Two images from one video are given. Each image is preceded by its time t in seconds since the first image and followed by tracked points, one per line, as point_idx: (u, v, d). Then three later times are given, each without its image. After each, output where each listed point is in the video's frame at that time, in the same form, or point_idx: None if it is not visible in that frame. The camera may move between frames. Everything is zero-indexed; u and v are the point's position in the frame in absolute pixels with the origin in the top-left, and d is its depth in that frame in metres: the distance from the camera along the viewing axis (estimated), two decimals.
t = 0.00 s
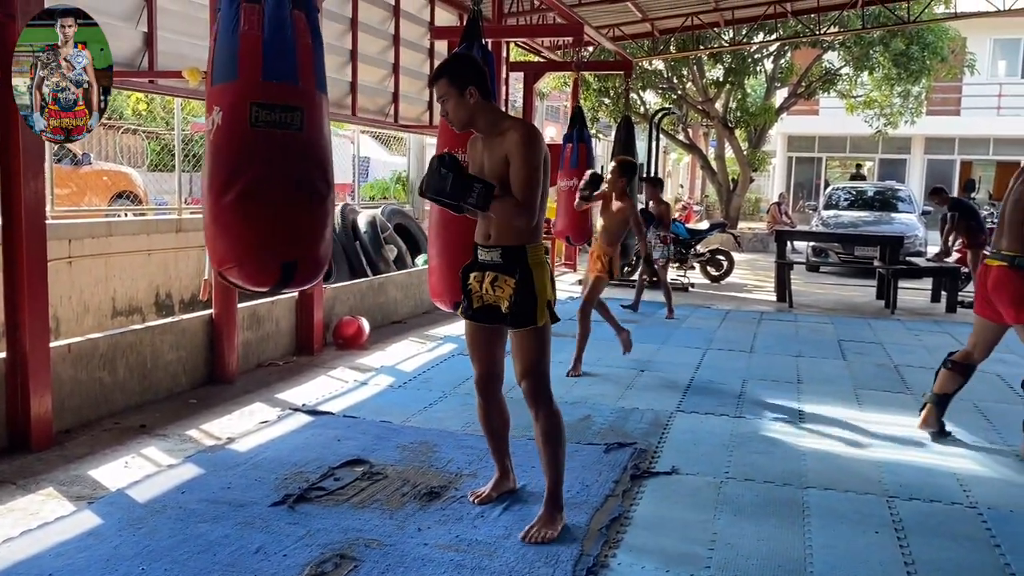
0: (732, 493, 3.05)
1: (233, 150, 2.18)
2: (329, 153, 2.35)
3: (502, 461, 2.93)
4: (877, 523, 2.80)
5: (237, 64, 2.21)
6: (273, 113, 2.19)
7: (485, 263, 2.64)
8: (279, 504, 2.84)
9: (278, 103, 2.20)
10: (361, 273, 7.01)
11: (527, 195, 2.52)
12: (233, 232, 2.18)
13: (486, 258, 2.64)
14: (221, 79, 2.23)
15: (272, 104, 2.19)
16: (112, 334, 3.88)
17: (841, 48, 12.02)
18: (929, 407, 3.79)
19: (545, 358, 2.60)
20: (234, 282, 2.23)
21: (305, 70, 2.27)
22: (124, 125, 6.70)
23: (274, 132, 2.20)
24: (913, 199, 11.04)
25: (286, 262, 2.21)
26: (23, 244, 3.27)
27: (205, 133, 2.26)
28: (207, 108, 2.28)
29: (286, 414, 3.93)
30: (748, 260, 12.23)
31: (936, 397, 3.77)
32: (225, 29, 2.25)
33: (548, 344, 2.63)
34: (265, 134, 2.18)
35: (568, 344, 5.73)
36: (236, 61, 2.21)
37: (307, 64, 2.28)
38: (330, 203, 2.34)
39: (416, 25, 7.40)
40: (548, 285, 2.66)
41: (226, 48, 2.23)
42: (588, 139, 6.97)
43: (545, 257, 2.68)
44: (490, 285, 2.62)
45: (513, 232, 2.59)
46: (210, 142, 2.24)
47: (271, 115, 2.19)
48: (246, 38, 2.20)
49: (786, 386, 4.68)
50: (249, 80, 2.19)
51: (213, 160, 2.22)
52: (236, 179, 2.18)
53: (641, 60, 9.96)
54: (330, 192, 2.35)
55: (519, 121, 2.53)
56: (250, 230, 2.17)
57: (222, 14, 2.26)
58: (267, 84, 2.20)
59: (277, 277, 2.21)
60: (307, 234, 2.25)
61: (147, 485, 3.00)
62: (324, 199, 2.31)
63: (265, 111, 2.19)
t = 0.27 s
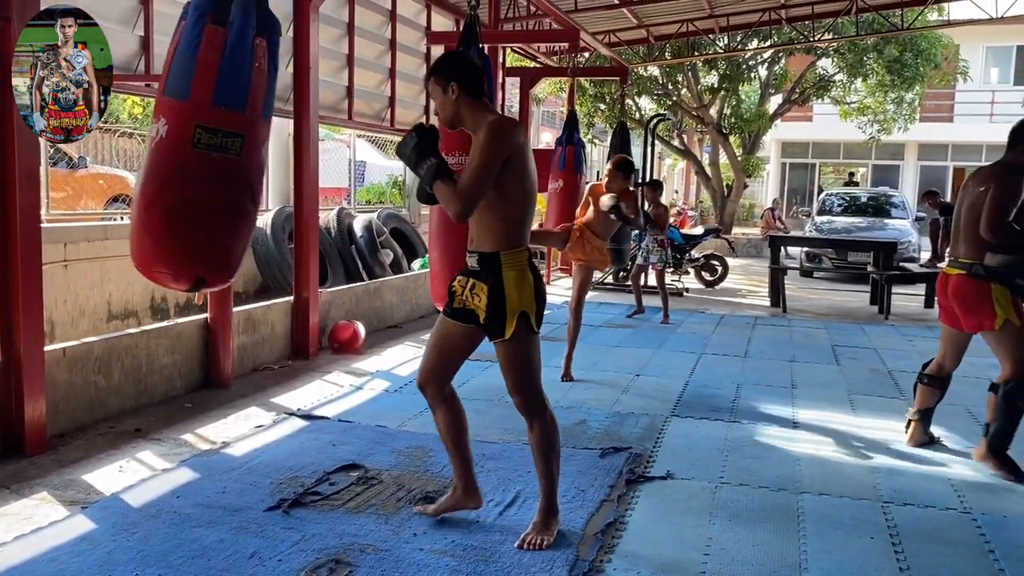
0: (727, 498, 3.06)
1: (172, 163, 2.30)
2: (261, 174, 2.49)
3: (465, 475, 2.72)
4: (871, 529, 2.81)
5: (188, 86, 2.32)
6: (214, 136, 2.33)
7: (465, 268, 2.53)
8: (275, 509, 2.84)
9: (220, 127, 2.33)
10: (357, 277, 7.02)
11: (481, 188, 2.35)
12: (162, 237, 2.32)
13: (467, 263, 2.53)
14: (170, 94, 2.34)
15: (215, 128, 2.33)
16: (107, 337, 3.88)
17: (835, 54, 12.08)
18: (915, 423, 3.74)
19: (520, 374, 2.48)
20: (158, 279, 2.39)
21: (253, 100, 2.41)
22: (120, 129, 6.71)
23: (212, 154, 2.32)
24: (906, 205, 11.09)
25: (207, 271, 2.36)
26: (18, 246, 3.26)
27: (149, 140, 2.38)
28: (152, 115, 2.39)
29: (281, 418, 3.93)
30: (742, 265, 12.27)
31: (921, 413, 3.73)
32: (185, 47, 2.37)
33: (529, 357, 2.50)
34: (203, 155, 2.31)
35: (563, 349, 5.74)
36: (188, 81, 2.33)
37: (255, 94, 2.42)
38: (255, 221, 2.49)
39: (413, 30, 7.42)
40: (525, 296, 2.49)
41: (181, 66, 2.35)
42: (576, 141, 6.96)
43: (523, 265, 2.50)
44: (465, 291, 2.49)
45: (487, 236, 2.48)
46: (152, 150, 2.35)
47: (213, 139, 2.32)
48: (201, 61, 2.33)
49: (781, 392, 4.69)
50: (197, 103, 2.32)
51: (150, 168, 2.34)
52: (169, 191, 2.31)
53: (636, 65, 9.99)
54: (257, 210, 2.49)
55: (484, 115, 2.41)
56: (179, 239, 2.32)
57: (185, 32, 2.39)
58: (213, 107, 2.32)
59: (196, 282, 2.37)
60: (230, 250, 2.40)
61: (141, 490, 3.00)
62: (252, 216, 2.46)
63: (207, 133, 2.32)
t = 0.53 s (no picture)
0: (725, 499, 3.05)
1: (147, 155, 2.30)
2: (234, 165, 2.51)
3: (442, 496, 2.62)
4: (869, 530, 2.80)
5: (169, 85, 2.29)
6: (190, 134, 2.32)
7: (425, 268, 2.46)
8: (269, 510, 2.82)
9: (196, 126, 2.33)
10: (352, 277, 7.00)
11: (438, 186, 2.28)
12: (139, 227, 2.34)
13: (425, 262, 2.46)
14: (149, 88, 2.31)
15: (191, 126, 2.32)
16: (100, 337, 3.85)
17: (832, 54, 12.08)
18: (911, 425, 3.74)
19: (461, 382, 2.37)
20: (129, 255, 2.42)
21: (230, 100, 2.40)
22: (116, 128, 6.70)
23: (188, 151, 2.33)
24: (903, 206, 11.09)
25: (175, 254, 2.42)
26: (12, 244, 3.24)
27: (124, 128, 2.35)
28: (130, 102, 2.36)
29: (276, 419, 3.91)
30: (739, 266, 12.26)
31: (918, 416, 3.72)
32: (167, 43, 2.32)
33: (471, 363, 2.40)
34: (179, 153, 2.31)
35: (559, 349, 5.73)
36: (168, 80, 2.29)
37: (233, 92, 2.42)
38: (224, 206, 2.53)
39: (409, 29, 7.40)
40: (475, 297, 2.39)
41: (162, 61, 2.31)
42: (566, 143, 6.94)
43: (478, 264, 2.41)
44: (421, 289, 2.43)
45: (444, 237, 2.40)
46: (127, 138, 2.33)
47: (189, 137, 2.32)
48: (184, 61, 2.30)
49: (778, 392, 4.69)
50: (175, 103, 2.29)
51: (126, 157, 2.33)
52: (143, 183, 2.31)
53: (634, 65, 9.99)
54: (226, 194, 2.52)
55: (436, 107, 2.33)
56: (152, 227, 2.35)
57: (168, 29, 2.35)
58: (191, 107, 2.32)
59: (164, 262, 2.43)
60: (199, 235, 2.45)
61: (135, 491, 2.97)
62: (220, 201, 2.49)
63: (183, 132, 2.31)
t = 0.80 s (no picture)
0: (725, 498, 3.05)
1: (166, 157, 2.36)
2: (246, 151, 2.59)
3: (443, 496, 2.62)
4: (868, 529, 2.80)
5: (183, 90, 2.33)
6: (207, 134, 2.39)
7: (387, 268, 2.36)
8: (269, 509, 2.82)
9: (212, 125, 2.39)
10: (352, 276, 7.00)
11: (378, 175, 2.19)
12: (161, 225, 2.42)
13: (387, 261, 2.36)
14: (163, 92, 2.34)
15: (207, 126, 2.38)
16: (99, 336, 3.85)
17: (831, 53, 12.08)
18: (908, 424, 3.74)
19: (386, 374, 2.19)
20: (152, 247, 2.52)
21: (242, 96, 2.46)
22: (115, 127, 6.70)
23: (204, 148, 2.41)
24: (902, 204, 11.09)
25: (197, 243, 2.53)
26: (12, 244, 3.23)
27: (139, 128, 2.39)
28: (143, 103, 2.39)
29: (276, 418, 3.90)
30: (738, 265, 12.26)
31: (914, 414, 3.72)
32: (177, 48, 2.32)
33: (409, 362, 2.22)
34: (197, 152, 2.39)
35: (559, 348, 5.72)
36: (182, 85, 2.33)
37: (245, 89, 2.47)
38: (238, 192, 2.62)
39: (408, 28, 7.40)
40: (420, 290, 2.23)
41: (173, 67, 2.32)
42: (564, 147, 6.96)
43: (428, 258, 2.25)
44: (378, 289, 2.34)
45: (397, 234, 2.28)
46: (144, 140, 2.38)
47: (205, 136, 2.39)
48: (197, 66, 2.32)
49: (777, 391, 4.68)
50: (191, 107, 2.34)
51: (144, 158, 2.38)
52: (164, 182, 2.39)
53: (633, 64, 9.98)
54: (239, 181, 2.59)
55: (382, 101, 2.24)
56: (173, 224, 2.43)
57: (177, 32, 2.34)
58: (207, 109, 2.37)
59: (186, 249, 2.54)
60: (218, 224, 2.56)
61: (134, 490, 2.97)
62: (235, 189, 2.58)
63: (200, 132, 2.38)
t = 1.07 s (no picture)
0: (727, 496, 3.05)
1: (215, 170, 2.40)
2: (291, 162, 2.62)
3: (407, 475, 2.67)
4: (870, 527, 2.80)
5: (223, 97, 2.41)
6: (251, 140, 2.44)
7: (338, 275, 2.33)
8: (270, 508, 2.82)
9: (255, 131, 2.45)
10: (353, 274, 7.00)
11: (302, 200, 2.26)
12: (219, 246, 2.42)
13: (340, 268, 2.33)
14: (203, 105, 2.42)
15: (251, 132, 2.44)
16: (101, 334, 3.85)
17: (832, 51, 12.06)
18: (903, 423, 3.73)
19: (342, 383, 2.17)
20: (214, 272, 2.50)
21: (280, 98, 2.53)
22: (116, 125, 6.71)
23: (251, 156, 2.45)
24: (904, 202, 11.07)
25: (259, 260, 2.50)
26: (13, 243, 3.23)
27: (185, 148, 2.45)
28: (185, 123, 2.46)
29: (277, 416, 3.90)
30: (739, 263, 12.25)
31: (908, 414, 3.71)
32: (209, 58, 2.42)
33: (365, 369, 2.20)
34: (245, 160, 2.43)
35: (560, 347, 5.72)
36: (221, 93, 2.41)
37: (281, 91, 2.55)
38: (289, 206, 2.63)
39: (409, 26, 7.39)
40: (342, 295, 2.17)
41: (210, 77, 2.41)
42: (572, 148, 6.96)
43: (353, 263, 2.18)
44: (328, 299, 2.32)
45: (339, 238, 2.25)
46: (190, 159, 2.43)
47: (250, 143, 2.44)
48: (233, 71, 2.41)
49: (779, 390, 4.68)
50: (233, 113, 2.42)
51: (193, 177, 2.42)
52: (218, 196, 2.40)
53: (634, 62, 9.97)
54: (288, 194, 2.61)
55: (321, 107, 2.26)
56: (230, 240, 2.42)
57: (206, 42, 2.43)
58: (246, 114, 2.44)
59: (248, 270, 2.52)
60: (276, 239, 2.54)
61: (136, 488, 2.97)
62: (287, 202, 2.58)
63: (245, 140, 2.44)
